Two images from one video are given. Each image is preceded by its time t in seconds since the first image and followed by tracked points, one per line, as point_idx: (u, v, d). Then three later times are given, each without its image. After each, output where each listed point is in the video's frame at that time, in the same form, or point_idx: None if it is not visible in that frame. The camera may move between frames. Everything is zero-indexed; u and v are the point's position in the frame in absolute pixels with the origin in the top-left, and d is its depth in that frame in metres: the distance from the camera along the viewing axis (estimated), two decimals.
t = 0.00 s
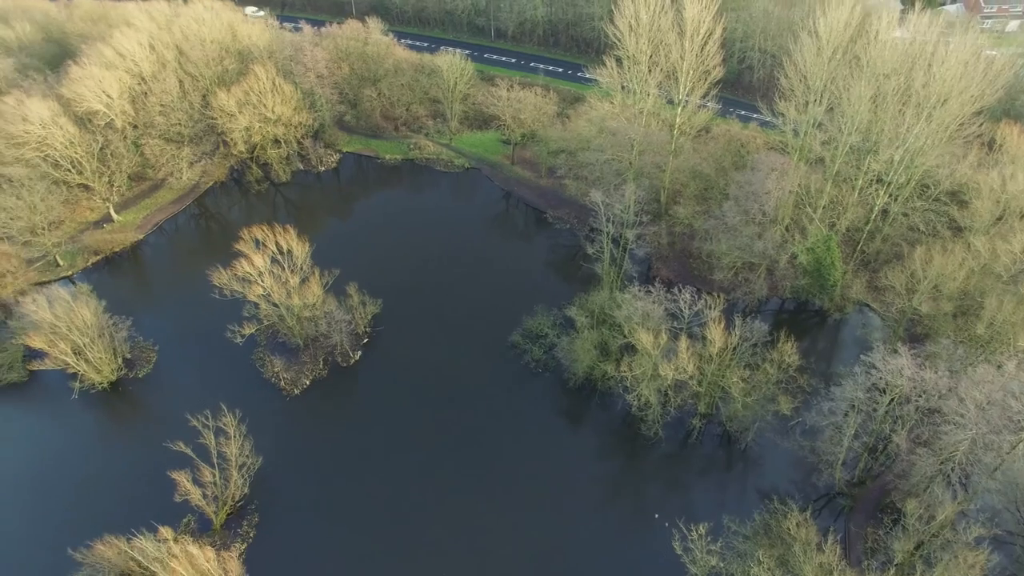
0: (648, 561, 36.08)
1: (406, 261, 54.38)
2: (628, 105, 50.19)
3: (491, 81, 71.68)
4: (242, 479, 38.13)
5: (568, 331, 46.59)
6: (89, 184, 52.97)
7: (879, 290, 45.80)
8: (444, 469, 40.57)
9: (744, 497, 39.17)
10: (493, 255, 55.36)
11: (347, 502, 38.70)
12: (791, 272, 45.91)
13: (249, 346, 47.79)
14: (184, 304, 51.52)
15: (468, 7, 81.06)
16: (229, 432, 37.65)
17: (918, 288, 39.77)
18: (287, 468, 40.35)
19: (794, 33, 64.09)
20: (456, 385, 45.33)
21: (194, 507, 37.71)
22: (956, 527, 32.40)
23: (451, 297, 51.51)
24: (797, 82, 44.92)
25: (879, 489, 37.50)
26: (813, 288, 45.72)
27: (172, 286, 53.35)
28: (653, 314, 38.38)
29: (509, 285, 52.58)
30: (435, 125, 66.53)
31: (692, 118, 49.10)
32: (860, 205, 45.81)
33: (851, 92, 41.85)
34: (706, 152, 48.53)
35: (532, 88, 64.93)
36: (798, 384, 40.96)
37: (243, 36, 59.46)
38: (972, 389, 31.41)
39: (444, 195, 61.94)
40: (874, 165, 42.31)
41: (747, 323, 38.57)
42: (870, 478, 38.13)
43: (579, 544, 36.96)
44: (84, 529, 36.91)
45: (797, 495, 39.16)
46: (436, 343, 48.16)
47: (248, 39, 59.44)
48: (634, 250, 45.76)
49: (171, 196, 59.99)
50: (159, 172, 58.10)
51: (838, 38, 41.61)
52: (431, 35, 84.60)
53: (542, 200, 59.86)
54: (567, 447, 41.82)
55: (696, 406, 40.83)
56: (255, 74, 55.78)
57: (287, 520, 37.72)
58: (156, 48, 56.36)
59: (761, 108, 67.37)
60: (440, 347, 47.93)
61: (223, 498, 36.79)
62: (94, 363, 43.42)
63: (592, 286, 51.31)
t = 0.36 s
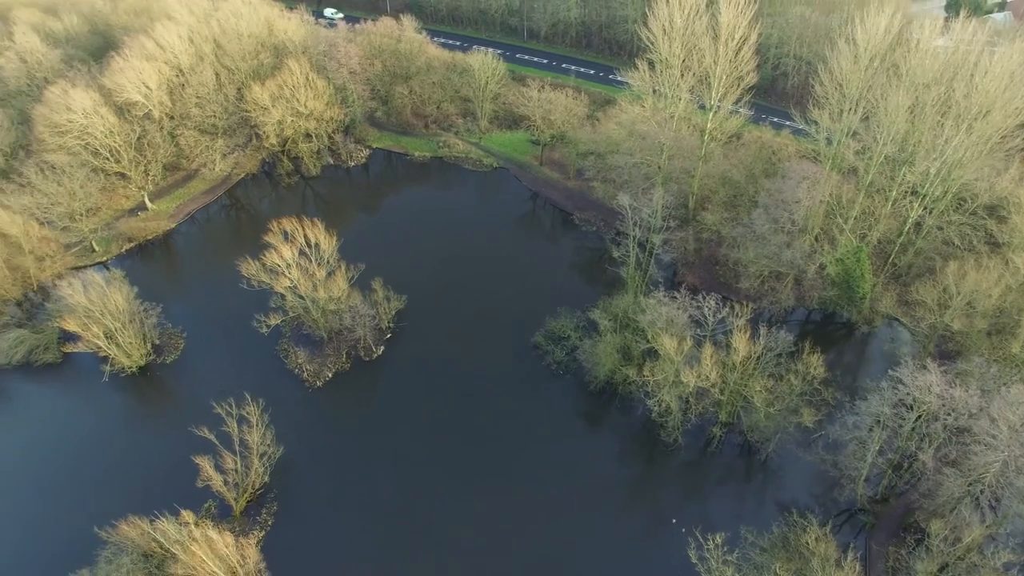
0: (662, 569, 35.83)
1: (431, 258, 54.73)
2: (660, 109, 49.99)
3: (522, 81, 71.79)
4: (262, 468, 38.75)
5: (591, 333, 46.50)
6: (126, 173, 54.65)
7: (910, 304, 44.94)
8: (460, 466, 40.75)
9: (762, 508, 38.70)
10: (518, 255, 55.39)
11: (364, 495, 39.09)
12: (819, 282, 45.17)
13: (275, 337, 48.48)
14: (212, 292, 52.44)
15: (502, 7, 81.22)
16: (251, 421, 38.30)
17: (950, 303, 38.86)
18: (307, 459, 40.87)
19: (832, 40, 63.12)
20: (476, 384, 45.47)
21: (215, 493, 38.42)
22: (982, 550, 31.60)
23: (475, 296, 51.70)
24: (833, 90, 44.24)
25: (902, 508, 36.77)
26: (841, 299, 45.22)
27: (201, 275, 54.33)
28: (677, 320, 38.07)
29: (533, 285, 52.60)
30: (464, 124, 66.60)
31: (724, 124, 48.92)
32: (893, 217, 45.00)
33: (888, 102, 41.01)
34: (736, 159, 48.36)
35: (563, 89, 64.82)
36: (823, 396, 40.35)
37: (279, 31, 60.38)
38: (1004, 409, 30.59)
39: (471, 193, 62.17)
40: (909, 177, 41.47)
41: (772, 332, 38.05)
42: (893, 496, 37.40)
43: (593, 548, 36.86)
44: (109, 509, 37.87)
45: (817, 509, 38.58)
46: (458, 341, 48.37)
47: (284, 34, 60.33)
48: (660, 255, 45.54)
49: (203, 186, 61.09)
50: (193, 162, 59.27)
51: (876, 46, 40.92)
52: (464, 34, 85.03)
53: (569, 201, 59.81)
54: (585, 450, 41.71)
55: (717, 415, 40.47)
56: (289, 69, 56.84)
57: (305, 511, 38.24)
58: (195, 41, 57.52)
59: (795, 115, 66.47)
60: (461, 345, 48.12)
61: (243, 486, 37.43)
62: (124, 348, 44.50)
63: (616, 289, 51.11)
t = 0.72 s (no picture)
0: None
1: (454, 257, 54.98)
2: (688, 113, 50.97)
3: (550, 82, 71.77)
4: (281, 458, 39.27)
5: (612, 337, 46.40)
6: (158, 164, 55.60)
7: (938, 319, 44.10)
8: (475, 465, 40.87)
9: (779, 520, 38.23)
10: (541, 256, 55.37)
11: (380, 490, 39.41)
12: (844, 293, 44.60)
13: (297, 330, 49.07)
14: (238, 283, 53.24)
15: (532, 8, 81.23)
16: (272, 412, 38.82)
17: (980, 319, 38.05)
18: (325, 451, 41.34)
19: (866, 47, 62.11)
20: (494, 384, 45.57)
21: (234, 481, 39.00)
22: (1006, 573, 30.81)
23: (496, 295, 51.81)
24: (866, 98, 43.54)
25: (924, 526, 36.06)
26: (867, 311, 44.54)
27: (228, 266, 55.21)
28: (698, 327, 37.77)
29: (555, 287, 52.54)
30: (491, 123, 66.75)
31: (752, 130, 48.90)
32: (923, 229, 44.19)
33: (923, 111, 40.23)
34: (764, 166, 47.90)
35: (591, 91, 64.66)
36: (845, 408, 39.77)
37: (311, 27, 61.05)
38: None
39: (496, 193, 62.35)
40: (942, 189, 40.62)
41: (796, 342, 37.55)
42: (915, 513, 36.71)
43: (605, 553, 36.71)
44: (132, 493, 38.67)
45: (835, 523, 38.02)
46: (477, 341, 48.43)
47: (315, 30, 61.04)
48: (683, 260, 45.24)
49: (232, 178, 62.08)
50: (223, 155, 60.24)
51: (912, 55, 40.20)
52: (493, 34, 85.34)
53: (594, 204, 59.64)
54: (601, 454, 41.56)
55: (736, 423, 40.09)
56: (319, 64, 57.29)
57: (322, 503, 38.70)
58: (229, 36, 58.48)
59: (826, 123, 65.55)
60: (480, 344, 48.25)
61: (262, 476, 37.97)
62: (150, 335, 45.37)
63: (638, 294, 50.90)
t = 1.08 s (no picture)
0: None
1: (478, 256, 55.14)
2: (718, 119, 50.66)
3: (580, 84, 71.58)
4: (300, 450, 39.74)
5: (633, 342, 46.14)
6: (190, 155, 56.31)
7: (969, 336, 43.06)
8: (491, 465, 40.90)
9: (797, 534, 37.65)
10: (564, 258, 55.25)
11: (395, 485, 39.67)
12: (872, 305, 43.81)
13: (320, 323, 49.57)
14: (265, 275, 53.97)
15: (564, 9, 81.10)
16: (292, 404, 39.29)
17: (1013, 338, 36.99)
18: (344, 445, 41.75)
19: (904, 56, 60.91)
20: (513, 384, 45.59)
21: (254, 470, 39.51)
22: None
23: (518, 296, 51.83)
24: (902, 108, 42.75)
25: (947, 547, 35.22)
26: (896, 325, 43.74)
27: (256, 258, 56.03)
28: (721, 335, 37.32)
29: (577, 289, 52.41)
30: (520, 124, 66.78)
31: (783, 138, 48.86)
32: (957, 243, 43.15)
33: (961, 123, 39.33)
34: (794, 175, 47.53)
35: (620, 94, 64.40)
36: (869, 423, 39.03)
37: (344, 24, 61.58)
38: None
39: (522, 193, 62.40)
40: (978, 203, 39.63)
41: (820, 354, 36.90)
42: (938, 533, 35.88)
43: (617, 558, 36.50)
44: (154, 477, 39.43)
45: (854, 539, 37.33)
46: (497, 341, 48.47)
47: (348, 27, 61.52)
48: (708, 267, 44.80)
49: (262, 171, 63.00)
50: (254, 148, 61.21)
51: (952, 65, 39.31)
52: (524, 35, 85.44)
53: (620, 208, 59.32)
54: (618, 459, 41.33)
55: (756, 434, 39.56)
56: (351, 61, 57.89)
57: (338, 495, 39.06)
58: (264, 31, 59.38)
59: (860, 132, 64.46)
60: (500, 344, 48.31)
61: (281, 466, 38.46)
62: (178, 323, 46.24)
63: (661, 299, 50.54)
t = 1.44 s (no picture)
0: None
1: (504, 256, 55.19)
2: (751, 126, 50.05)
3: (611, 87, 71.36)
4: (320, 442, 40.15)
5: (656, 348, 45.75)
6: (224, 147, 57.64)
7: (1004, 356, 41.97)
8: (508, 465, 40.89)
9: (815, 550, 36.99)
10: (589, 261, 55.03)
11: (411, 481, 39.85)
12: (902, 320, 42.88)
13: (345, 317, 49.99)
14: (292, 268, 54.60)
15: (598, 12, 80.94)
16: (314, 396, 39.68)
17: None
18: (363, 439, 42.11)
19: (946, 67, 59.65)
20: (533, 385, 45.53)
21: (274, 460, 39.98)
22: None
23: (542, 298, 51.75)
24: (941, 120, 41.85)
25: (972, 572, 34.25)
26: (926, 341, 42.64)
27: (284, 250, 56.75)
28: (745, 345, 36.78)
29: (602, 293, 52.13)
30: (550, 125, 66.60)
31: (816, 147, 47.40)
32: (994, 260, 42.04)
33: (1004, 137, 38.33)
34: (826, 185, 46.50)
35: (652, 99, 64.02)
36: (896, 441, 38.18)
37: (379, 22, 62.08)
38: None
39: (549, 195, 62.32)
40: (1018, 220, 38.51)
41: (846, 368, 36.08)
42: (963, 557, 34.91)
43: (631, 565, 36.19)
44: (177, 462, 40.10)
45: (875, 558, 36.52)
46: (519, 342, 48.43)
47: (383, 25, 61.93)
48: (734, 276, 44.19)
49: (293, 165, 63.81)
50: (286, 142, 62.12)
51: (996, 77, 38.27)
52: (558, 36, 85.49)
53: (647, 212, 58.84)
54: (635, 465, 41.03)
55: (777, 446, 38.90)
56: (384, 59, 58.31)
57: (355, 488, 39.37)
58: (301, 26, 60.17)
59: (896, 143, 63.32)
60: (521, 344, 48.30)
61: (300, 457, 38.88)
62: (205, 312, 47.01)
63: (686, 306, 50.08)
